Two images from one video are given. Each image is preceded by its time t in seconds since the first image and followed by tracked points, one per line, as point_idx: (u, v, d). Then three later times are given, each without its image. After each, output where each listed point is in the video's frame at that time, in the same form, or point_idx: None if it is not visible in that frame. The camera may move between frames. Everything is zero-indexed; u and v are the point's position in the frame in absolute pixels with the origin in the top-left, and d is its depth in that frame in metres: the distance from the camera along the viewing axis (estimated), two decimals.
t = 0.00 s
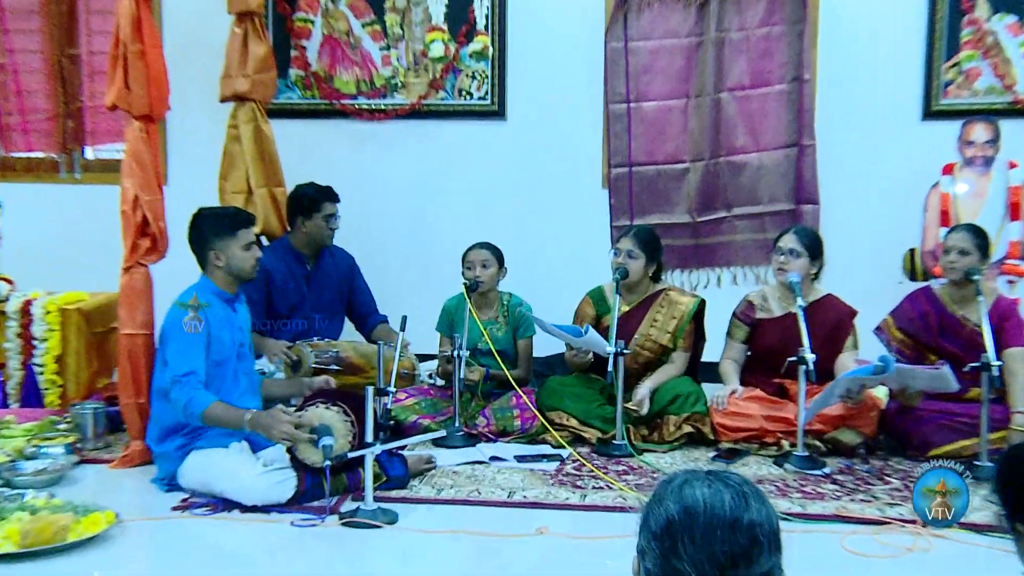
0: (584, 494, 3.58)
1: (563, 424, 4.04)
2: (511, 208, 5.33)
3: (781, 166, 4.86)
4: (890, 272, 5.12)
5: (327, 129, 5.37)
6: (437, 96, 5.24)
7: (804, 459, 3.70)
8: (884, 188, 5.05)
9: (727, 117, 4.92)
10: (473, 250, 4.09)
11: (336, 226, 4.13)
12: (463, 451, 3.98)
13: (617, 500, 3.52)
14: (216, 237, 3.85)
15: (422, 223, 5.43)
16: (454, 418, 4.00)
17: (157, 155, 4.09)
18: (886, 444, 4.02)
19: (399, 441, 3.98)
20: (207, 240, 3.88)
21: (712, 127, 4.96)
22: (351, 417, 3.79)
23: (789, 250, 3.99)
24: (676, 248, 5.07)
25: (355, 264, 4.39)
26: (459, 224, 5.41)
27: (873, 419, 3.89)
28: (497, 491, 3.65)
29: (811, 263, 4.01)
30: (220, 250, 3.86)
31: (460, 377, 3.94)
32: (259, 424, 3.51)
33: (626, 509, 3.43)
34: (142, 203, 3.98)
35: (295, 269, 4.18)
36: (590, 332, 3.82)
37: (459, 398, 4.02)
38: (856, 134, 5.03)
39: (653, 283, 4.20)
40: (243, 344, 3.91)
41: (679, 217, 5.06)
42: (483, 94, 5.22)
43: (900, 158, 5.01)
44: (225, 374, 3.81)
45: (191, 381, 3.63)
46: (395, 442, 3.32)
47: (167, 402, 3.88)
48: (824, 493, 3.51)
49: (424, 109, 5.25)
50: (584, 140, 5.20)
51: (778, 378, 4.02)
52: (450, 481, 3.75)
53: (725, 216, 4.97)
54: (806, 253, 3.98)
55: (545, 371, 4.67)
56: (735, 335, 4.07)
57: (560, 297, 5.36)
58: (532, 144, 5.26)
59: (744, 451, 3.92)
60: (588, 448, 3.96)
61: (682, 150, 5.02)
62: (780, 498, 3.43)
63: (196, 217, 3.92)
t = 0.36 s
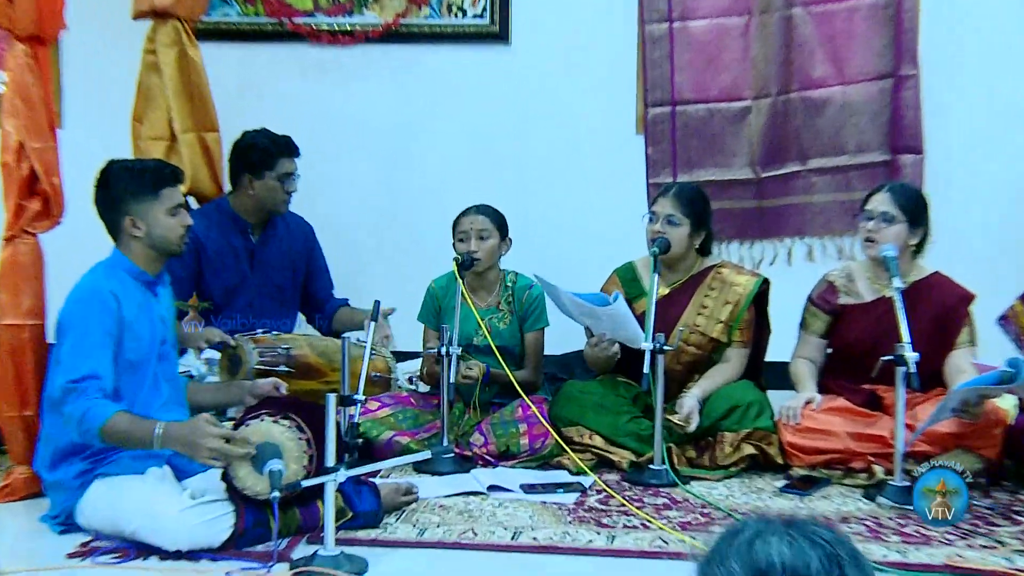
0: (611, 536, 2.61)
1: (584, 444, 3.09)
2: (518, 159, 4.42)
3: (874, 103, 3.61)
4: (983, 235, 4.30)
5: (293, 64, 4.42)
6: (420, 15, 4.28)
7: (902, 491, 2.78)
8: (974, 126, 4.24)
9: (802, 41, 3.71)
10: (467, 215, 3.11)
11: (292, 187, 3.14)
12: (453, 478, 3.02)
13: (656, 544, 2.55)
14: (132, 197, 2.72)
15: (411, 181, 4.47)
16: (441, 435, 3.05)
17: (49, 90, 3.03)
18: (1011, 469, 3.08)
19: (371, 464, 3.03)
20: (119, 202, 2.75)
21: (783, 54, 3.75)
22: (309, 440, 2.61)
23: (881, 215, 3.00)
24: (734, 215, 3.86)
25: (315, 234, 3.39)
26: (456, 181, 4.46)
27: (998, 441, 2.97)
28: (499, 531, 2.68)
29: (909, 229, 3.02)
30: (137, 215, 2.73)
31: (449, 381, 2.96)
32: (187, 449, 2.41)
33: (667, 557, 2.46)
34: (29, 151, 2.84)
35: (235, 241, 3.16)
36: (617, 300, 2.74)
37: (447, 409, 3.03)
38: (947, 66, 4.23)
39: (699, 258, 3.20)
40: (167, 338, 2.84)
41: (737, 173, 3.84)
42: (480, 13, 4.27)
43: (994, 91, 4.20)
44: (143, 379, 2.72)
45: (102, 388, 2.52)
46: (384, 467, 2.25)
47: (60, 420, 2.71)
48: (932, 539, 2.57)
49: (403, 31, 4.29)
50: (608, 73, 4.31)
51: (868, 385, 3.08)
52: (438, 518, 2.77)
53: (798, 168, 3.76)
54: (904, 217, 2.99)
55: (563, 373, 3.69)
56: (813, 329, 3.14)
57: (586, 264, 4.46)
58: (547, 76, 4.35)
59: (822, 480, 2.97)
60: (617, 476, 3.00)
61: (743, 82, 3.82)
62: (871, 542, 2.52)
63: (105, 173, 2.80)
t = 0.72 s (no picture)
0: (621, 562, 2.28)
1: (592, 457, 2.76)
2: (516, 135, 3.84)
3: (922, 73, 3.27)
4: None
5: (253, 24, 3.83)
6: None
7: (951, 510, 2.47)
8: None
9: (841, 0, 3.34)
10: (462, 202, 2.76)
11: (257, 161, 2.79)
12: (445, 495, 2.69)
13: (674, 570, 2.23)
14: (83, 176, 2.02)
15: (388, 160, 3.89)
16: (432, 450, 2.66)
17: None
18: None
19: (353, 481, 2.70)
20: (65, 180, 2.03)
21: (818, 15, 3.38)
22: (284, 453, 2.10)
23: (926, 202, 2.65)
24: (763, 200, 3.51)
25: (289, 222, 3.01)
26: (445, 158, 3.87)
27: None
28: (494, 554, 2.34)
29: (958, 218, 2.67)
30: (86, 200, 2.03)
31: (438, 388, 2.64)
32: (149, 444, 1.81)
33: None
34: None
35: (198, 229, 2.83)
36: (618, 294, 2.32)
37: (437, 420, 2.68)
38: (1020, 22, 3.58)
39: (726, 248, 2.87)
40: (120, 338, 2.10)
41: (766, 151, 3.48)
42: None
43: None
44: (97, 392, 2.04)
45: (54, 405, 1.87)
46: (378, 479, 1.80)
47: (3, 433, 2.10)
48: (985, 564, 2.29)
49: None
50: (620, 37, 3.75)
51: (911, 392, 2.75)
52: (426, 540, 2.44)
53: (834, 147, 3.41)
54: (951, 204, 2.65)
55: (568, 380, 3.36)
56: (850, 328, 2.81)
57: (588, 258, 3.87)
58: (546, 40, 3.78)
59: (860, 498, 2.63)
60: (630, 493, 2.69)
61: (771, 50, 3.45)
62: (915, 566, 2.25)
63: (49, 141, 2.08)
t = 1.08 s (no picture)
0: (621, 564, 2.28)
1: (592, 459, 2.76)
2: (515, 137, 3.84)
3: (920, 74, 3.27)
4: None
5: (251, 25, 3.83)
6: None
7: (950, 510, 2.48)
8: None
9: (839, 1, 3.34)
10: (458, 214, 2.74)
11: (246, 162, 2.77)
12: (445, 497, 2.68)
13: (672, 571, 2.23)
14: (109, 176, 2.01)
15: (386, 162, 3.89)
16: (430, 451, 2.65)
17: None
18: None
19: (353, 482, 2.69)
20: (89, 176, 2.01)
21: (816, 16, 3.38)
22: (283, 456, 2.11)
23: (923, 203, 2.66)
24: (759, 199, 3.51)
25: (285, 222, 3.01)
26: (444, 160, 3.88)
27: None
28: (494, 555, 2.35)
29: (956, 219, 2.67)
30: (109, 200, 2.02)
31: (437, 389, 2.64)
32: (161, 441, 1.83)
33: None
34: None
35: (195, 233, 2.84)
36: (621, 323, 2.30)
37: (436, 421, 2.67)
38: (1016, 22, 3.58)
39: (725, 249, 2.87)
40: (118, 341, 2.12)
41: (764, 152, 3.49)
42: None
43: None
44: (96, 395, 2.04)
45: (56, 412, 1.87)
46: (376, 482, 1.79)
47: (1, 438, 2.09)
48: (984, 565, 2.29)
49: None
50: (618, 39, 3.75)
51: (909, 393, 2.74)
52: (426, 542, 2.44)
53: (832, 147, 3.41)
54: (949, 205, 2.66)
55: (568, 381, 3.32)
56: (849, 329, 2.80)
57: (588, 259, 3.87)
58: (544, 42, 3.78)
59: (858, 499, 2.63)
60: (629, 494, 2.69)
61: (769, 51, 3.45)
62: (917, 567, 2.25)
63: (76, 136, 2.06)
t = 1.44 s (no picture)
0: (615, 564, 2.28)
1: (585, 460, 2.76)
2: (508, 139, 3.85)
3: (913, 75, 3.27)
4: None
5: (245, 27, 3.83)
6: None
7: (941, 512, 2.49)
8: None
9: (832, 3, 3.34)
10: (449, 212, 2.74)
11: (224, 166, 2.75)
12: (438, 498, 2.69)
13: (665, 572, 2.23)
14: (99, 179, 2.02)
15: (381, 163, 3.89)
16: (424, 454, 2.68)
17: None
18: None
19: (345, 484, 2.70)
20: (78, 180, 2.02)
21: (809, 17, 3.39)
22: (276, 458, 2.12)
23: (916, 204, 2.67)
24: (753, 200, 3.51)
25: (275, 223, 3.02)
26: (439, 161, 3.88)
27: None
28: (487, 557, 2.35)
29: (948, 220, 2.68)
30: (98, 202, 2.02)
31: (432, 390, 2.64)
32: (150, 475, 1.85)
33: None
34: None
35: (182, 235, 2.85)
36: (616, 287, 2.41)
37: (430, 423, 2.69)
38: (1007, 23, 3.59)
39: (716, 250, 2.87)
40: (113, 344, 2.10)
41: (756, 153, 3.49)
42: None
43: None
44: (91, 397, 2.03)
45: (45, 414, 1.88)
46: (372, 483, 1.79)
47: None
48: (976, 565, 2.30)
49: None
50: (611, 41, 3.76)
51: (902, 393, 2.75)
52: (420, 543, 2.45)
53: (824, 149, 3.41)
54: (942, 206, 2.67)
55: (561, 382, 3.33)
56: (841, 329, 2.81)
57: (583, 260, 3.87)
58: (538, 44, 3.79)
59: (852, 500, 2.64)
60: (621, 495, 2.69)
61: (762, 53, 3.45)
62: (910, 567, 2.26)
63: (64, 141, 2.07)
